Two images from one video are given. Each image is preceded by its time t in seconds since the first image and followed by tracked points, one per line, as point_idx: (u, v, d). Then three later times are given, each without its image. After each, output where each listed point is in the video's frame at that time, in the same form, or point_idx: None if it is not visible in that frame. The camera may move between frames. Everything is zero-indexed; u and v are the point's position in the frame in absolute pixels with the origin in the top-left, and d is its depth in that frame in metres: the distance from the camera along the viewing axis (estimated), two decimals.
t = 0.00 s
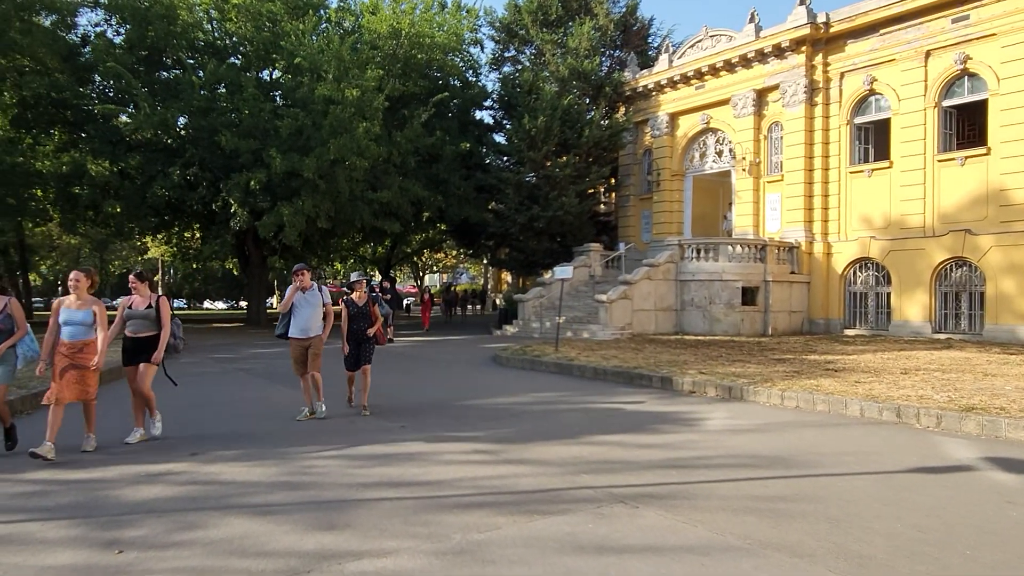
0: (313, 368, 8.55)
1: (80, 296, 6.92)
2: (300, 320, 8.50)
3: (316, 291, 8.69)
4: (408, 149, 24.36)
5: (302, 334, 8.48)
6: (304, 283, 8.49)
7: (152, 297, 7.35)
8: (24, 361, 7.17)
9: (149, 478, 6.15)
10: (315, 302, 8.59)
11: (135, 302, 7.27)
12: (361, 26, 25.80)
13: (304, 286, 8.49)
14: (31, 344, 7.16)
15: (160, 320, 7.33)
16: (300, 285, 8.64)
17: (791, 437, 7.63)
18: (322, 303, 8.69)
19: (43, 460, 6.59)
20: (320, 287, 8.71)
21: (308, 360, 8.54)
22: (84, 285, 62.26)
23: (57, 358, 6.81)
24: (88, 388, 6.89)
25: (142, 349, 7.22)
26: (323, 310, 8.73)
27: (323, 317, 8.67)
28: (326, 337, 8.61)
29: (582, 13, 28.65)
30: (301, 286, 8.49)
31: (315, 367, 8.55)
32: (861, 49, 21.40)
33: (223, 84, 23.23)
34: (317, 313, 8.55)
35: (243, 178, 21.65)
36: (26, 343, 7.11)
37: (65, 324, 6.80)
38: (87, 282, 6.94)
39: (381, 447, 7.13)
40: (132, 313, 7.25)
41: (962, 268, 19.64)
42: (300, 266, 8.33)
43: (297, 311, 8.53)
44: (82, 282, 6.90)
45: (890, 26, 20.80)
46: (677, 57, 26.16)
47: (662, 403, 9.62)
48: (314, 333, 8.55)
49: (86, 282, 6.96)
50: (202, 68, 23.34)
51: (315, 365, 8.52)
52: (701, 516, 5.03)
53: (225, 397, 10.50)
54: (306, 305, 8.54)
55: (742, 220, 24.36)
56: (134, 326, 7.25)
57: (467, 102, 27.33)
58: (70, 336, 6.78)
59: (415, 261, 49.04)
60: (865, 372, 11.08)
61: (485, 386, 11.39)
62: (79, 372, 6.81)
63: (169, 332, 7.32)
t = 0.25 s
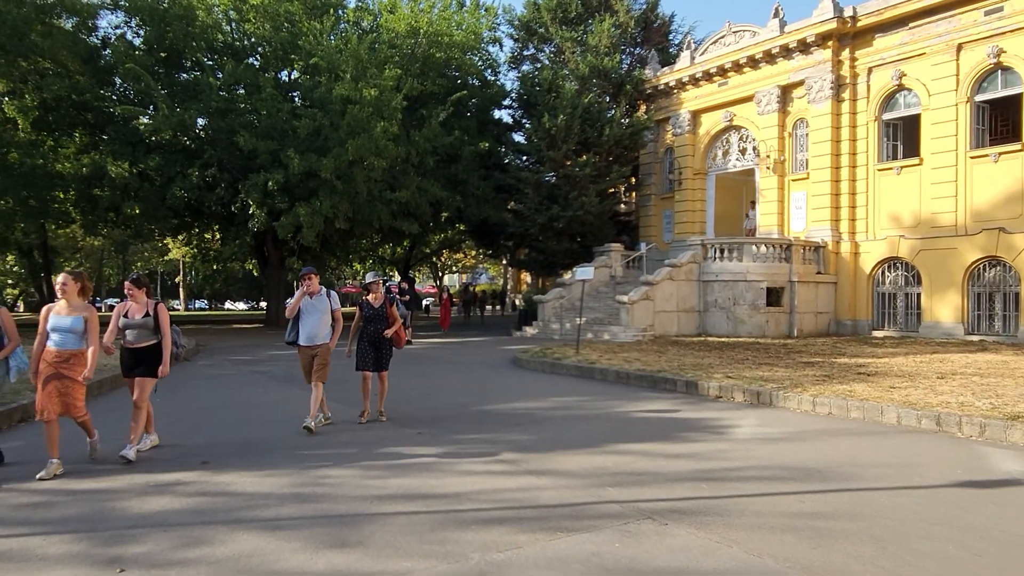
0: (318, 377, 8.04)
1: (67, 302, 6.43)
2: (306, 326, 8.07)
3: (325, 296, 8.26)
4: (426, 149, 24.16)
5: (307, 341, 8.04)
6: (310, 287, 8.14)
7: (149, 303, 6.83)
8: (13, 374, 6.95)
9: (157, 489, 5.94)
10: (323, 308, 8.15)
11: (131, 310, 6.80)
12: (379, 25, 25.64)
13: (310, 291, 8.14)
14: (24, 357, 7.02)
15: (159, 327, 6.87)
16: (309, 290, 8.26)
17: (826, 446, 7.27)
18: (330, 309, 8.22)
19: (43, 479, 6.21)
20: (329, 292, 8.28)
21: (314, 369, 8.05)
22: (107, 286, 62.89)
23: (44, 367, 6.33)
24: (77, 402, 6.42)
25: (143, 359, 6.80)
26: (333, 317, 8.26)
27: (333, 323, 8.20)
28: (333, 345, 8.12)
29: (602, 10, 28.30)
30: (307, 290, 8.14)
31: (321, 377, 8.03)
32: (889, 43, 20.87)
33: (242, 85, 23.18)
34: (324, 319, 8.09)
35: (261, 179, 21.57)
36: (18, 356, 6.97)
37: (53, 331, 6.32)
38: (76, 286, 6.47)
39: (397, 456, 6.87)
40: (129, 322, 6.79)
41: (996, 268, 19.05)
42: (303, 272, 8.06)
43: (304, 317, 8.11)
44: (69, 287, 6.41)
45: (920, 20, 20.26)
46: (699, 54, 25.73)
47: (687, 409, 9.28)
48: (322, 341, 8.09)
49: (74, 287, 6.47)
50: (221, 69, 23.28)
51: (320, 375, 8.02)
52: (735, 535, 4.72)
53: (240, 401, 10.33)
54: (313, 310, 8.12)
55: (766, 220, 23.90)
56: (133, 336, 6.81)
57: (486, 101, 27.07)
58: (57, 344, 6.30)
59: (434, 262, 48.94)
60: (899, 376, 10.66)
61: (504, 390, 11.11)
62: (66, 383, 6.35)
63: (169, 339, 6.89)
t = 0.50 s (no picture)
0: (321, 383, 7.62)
1: (53, 302, 5.94)
2: (309, 327, 7.64)
3: (331, 295, 7.81)
4: (444, 147, 23.92)
5: (310, 343, 7.61)
6: (314, 285, 7.70)
7: (142, 301, 6.45)
8: None
9: (163, 497, 5.68)
10: (327, 307, 7.69)
11: (122, 309, 6.40)
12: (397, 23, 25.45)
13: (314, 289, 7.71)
14: None
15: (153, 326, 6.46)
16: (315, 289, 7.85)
17: (864, 452, 6.88)
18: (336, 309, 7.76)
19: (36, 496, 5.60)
20: (334, 291, 7.83)
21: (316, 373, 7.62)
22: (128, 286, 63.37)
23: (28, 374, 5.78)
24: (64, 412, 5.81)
25: (137, 362, 6.39)
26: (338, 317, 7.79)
27: (337, 324, 7.74)
28: (337, 348, 7.68)
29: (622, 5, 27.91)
30: (311, 289, 7.72)
31: (323, 383, 7.61)
32: (919, 35, 20.31)
33: (259, 84, 23.08)
34: (328, 320, 7.64)
35: (278, 178, 21.44)
36: None
37: (37, 334, 5.81)
38: (60, 285, 5.99)
39: (413, 462, 6.58)
40: (120, 322, 6.36)
41: None
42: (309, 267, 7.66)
43: (307, 317, 7.69)
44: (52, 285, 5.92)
45: (951, 11, 19.66)
46: (721, 49, 25.29)
47: (715, 413, 8.91)
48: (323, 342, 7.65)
49: (60, 285, 6.00)
50: (238, 69, 23.17)
51: (322, 380, 7.60)
52: (776, 552, 4.37)
53: (254, 404, 10.10)
54: (316, 310, 7.68)
55: (790, 217, 23.42)
56: (124, 337, 6.36)
57: (504, 99, 26.79)
58: (43, 348, 5.77)
59: (452, 262, 48.75)
60: (936, 379, 10.21)
61: (524, 392, 10.81)
62: (51, 390, 5.75)
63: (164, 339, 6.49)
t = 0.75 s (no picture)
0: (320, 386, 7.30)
1: (26, 306, 5.63)
2: (303, 328, 7.27)
3: (325, 294, 7.45)
4: (453, 145, 23.65)
5: (304, 344, 7.24)
6: (307, 284, 7.33)
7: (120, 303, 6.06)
8: None
9: (158, 505, 5.43)
10: (321, 307, 7.35)
11: (100, 312, 6.00)
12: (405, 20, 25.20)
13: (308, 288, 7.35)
14: None
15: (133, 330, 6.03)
16: (308, 287, 7.48)
17: (892, 457, 6.57)
18: (330, 308, 7.42)
19: (4, 520, 5.08)
20: (329, 289, 7.47)
21: (313, 376, 7.28)
22: (138, 286, 63.48)
23: None
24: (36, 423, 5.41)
25: (115, 369, 5.96)
26: (334, 317, 7.45)
27: (332, 325, 7.38)
28: (333, 350, 7.31)
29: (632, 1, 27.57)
30: (304, 287, 7.35)
31: (322, 386, 7.30)
32: (937, 29, 19.90)
33: (266, 81, 22.88)
34: (323, 320, 7.30)
35: (285, 176, 21.24)
36: None
37: (8, 339, 5.49)
38: (35, 286, 5.69)
39: (419, 468, 6.32)
40: (97, 326, 5.95)
41: None
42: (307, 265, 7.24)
43: (300, 317, 7.34)
44: (24, 287, 5.62)
45: (971, 4, 19.21)
46: (734, 45, 24.93)
47: (733, 415, 8.61)
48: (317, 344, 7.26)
49: (35, 286, 5.70)
50: (245, 66, 22.96)
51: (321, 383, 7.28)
52: (807, 568, 4.08)
53: (259, 406, 9.88)
54: (310, 310, 7.33)
55: (804, 215, 23.05)
56: (102, 342, 5.96)
57: (513, 96, 26.51)
58: (14, 354, 5.45)
59: (460, 261, 48.50)
60: (960, 381, 9.87)
61: (534, 394, 10.53)
62: (23, 399, 5.37)
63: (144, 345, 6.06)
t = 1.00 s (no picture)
0: (301, 398, 6.74)
1: None
2: (280, 337, 6.61)
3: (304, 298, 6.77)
4: (459, 143, 23.36)
5: (284, 354, 6.59)
6: (285, 288, 6.65)
7: (83, 307, 5.42)
8: None
9: (144, 519, 5.14)
10: (301, 313, 6.68)
11: (58, 317, 5.34)
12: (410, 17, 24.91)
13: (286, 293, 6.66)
14: None
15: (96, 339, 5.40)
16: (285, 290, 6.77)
17: (919, 468, 6.23)
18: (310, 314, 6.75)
19: None
20: (309, 293, 6.79)
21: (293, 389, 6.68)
22: (144, 286, 63.49)
23: None
24: None
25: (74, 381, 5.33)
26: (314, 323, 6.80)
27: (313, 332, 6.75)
28: (314, 359, 6.69)
29: None
30: (282, 292, 6.66)
31: (303, 397, 6.73)
32: (952, 23, 19.52)
33: (270, 79, 22.64)
34: (303, 327, 6.64)
35: (289, 175, 21.00)
36: None
37: None
38: None
39: (421, 480, 6.01)
40: (53, 332, 5.28)
41: None
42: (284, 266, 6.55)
43: (278, 325, 6.67)
44: None
45: None
46: (743, 41, 24.56)
47: (748, 422, 8.27)
48: (299, 354, 6.63)
49: None
50: (249, 64, 22.73)
51: (303, 395, 6.71)
52: None
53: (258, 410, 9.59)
54: (288, 317, 6.66)
55: (816, 214, 22.67)
56: (58, 351, 5.27)
57: (520, 94, 26.20)
58: None
59: (467, 260, 48.25)
60: (984, 385, 9.51)
61: (541, 398, 10.22)
62: None
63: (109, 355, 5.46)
